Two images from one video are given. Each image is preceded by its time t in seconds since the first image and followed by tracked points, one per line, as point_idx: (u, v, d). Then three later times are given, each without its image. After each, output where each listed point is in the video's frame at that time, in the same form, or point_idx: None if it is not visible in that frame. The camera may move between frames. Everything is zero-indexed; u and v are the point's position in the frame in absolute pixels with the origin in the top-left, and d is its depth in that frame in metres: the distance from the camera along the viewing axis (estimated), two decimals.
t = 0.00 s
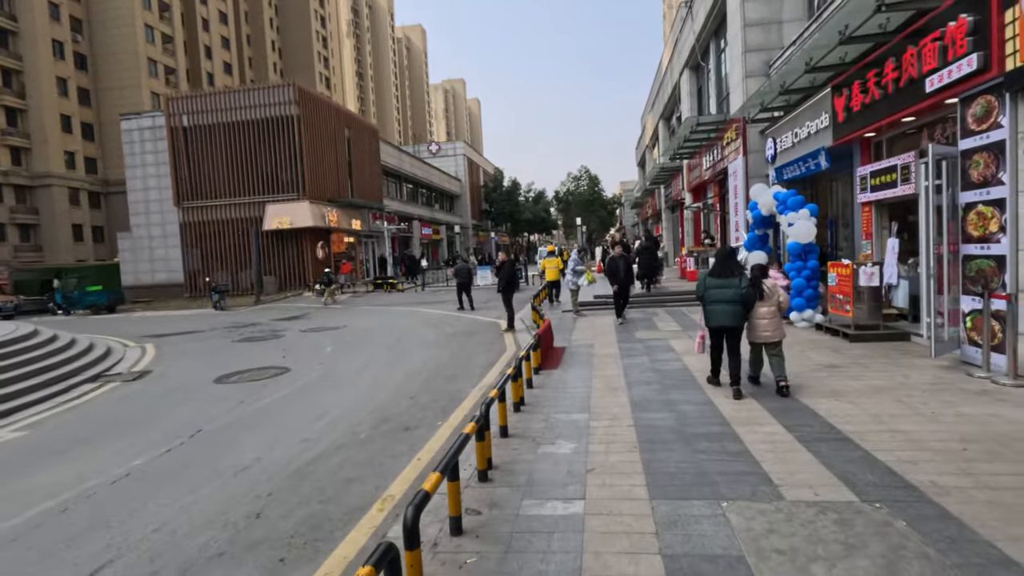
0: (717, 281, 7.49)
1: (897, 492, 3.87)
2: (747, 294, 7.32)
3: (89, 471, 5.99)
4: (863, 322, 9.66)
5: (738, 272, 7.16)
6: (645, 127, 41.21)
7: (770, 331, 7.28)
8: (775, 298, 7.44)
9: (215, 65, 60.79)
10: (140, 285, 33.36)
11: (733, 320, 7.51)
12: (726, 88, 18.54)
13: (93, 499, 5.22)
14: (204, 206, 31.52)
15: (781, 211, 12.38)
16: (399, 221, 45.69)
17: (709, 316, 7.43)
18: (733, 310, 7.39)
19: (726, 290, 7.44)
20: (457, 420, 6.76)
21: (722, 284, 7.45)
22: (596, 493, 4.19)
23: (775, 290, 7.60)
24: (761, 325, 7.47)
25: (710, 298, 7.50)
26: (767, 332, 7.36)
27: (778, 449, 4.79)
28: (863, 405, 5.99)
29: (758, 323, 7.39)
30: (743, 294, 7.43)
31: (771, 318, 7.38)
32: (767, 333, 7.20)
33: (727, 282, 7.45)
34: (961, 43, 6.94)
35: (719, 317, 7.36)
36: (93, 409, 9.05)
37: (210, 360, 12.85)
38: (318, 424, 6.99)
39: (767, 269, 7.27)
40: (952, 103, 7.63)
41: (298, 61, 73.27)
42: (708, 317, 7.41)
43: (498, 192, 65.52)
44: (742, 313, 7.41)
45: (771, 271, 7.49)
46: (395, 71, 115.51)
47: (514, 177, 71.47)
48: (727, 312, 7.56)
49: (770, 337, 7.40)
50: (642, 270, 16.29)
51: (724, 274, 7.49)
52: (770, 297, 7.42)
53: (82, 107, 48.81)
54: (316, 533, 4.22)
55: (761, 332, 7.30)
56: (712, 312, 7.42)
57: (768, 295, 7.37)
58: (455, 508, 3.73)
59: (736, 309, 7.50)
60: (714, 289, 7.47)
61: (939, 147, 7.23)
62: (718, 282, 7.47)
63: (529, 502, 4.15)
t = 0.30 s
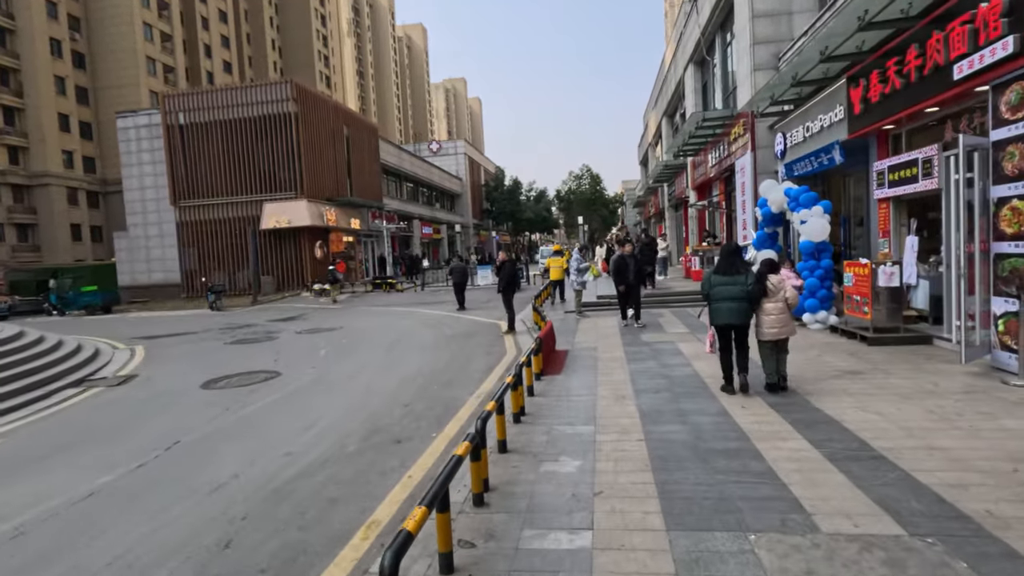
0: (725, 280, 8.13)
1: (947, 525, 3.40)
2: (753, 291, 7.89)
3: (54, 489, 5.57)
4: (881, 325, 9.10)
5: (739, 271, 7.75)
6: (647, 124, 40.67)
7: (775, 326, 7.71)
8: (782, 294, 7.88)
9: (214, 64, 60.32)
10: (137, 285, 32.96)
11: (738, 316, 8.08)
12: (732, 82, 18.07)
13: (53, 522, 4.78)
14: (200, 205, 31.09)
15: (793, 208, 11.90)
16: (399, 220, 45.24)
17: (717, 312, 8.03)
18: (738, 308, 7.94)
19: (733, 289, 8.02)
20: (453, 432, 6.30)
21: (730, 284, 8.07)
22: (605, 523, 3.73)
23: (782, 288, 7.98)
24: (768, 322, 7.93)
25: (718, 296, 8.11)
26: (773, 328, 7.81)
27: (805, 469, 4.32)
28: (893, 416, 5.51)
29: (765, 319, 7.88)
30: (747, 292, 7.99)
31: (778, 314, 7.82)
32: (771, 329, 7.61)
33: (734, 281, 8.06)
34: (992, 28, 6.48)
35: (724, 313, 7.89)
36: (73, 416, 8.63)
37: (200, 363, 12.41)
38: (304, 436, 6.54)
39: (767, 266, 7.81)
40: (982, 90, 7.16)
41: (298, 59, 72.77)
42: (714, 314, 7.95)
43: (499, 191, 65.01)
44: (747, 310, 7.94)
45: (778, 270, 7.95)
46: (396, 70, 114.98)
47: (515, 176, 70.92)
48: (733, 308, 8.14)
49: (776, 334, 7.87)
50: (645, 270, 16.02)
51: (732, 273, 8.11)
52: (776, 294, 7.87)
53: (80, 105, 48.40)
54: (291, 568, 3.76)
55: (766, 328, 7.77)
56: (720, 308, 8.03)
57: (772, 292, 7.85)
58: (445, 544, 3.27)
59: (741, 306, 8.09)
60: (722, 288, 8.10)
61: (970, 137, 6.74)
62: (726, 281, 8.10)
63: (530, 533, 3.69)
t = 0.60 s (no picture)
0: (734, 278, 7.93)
1: (1009, 560, 2.93)
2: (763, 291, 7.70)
3: (8, 506, 5.10)
4: (898, 326, 8.62)
5: (751, 269, 7.50)
6: (648, 122, 40.17)
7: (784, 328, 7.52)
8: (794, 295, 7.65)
9: (211, 62, 59.79)
10: (130, 285, 32.47)
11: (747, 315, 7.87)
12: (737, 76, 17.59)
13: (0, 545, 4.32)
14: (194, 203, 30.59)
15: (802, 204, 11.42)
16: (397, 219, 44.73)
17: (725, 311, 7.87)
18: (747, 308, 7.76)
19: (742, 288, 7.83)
20: (444, 444, 5.81)
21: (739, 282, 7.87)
22: (613, 554, 3.27)
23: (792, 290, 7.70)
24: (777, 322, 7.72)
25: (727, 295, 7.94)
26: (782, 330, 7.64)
27: (836, 490, 3.85)
28: (925, 426, 5.02)
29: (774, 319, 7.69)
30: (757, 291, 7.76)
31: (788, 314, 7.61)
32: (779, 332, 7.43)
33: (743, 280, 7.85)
34: None
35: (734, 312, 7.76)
36: (45, 422, 8.16)
37: (185, 365, 11.92)
38: (284, 447, 6.05)
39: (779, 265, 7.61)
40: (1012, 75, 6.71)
41: (296, 58, 72.21)
42: (723, 314, 7.77)
43: (498, 190, 64.52)
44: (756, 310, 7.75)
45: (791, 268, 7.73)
46: (395, 68, 114.41)
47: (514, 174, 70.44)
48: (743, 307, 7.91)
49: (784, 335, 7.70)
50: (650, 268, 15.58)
51: (743, 271, 7.91)
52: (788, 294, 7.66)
53: (75, 103, 47.85)
54: None
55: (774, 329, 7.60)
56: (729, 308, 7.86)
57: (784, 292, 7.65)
58: None
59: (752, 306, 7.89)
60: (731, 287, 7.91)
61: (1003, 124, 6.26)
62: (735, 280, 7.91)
63: (527, 567, 3.22)
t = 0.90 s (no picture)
0: (747, 277, 7.67)
1: None
2: (778, 289, 7.45)
3: None
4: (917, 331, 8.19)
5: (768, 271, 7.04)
6: (648, 121, 39.78)
7: (799, 328, 7.33)
8: (811, 294, 7.39)
9: (208, 60, 59.19)
10: (123, 286, 31.99)
11: (766, 318, 7.43)
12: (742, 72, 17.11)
13: None
14: (187, 203, 30.07)
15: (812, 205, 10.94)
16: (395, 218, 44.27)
17: (738, 311, 7.59)
18: (761, 307, 7.48)
19: (756, 287, 7.57)
20: (438, 464, 5.36)
21: (753, 280, 7.60)
22: None
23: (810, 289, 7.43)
24: (793, 323, 7.39)
25: (739, 295, 7.66)
26: (797, 329, 7.41)
27: (878, 526, 3.41)
28: (965, 445, 4.58)
29: (788, 319, 7.49)
30: (774, 293, 7.45)
31: (804, 313, 7.39)
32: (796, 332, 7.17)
33: (758, 279, 7.59)
34: None
35: (748, 315, 7.53)
36: (17, 434, 7.71)
37: (170, 371, 11.46)
38: (266, 466, 5.60)
39: (796, 262, 7.40)
40: None
41: (293, 56, 71.62)
42: (736, 314, 7.58)
43: (497, 189, 64.15)
44: (770, 310, 7.48)
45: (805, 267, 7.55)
46: (393, 68, 113.85)
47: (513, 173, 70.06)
48: (757, 310, 7.49)
49: (800, 335, 7.46)
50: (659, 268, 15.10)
51: (755, 269, 7.67)
52: (805, 292, 7.44)
53: (69, 101, 47.23)
54: None
55: (790, 329, 7.37)
56: (741, 308, 7.58)
57: (801, 290, 7.43)
58: None
59: (768, 307, 7.50)
60: (744, 286, 7.66)
61: None
62: (748, 278, 7.65)
63: None
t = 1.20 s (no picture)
0: (762, 274, 7.21)
1: None
2: (796, 287, 6.97)
3: None
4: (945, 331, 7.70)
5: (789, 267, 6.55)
6: (649, 117, 39.28)
7: (818, 327, 6.91)
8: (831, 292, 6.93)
9: (204, 58, 58.59)
10: (117, 285, 31.47)
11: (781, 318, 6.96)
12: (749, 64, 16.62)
13: None
14: (181, 201, 29.52)
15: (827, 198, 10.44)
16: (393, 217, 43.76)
17: (753, 308, 7.16)
18: (776, 305, 7.02)
19: (771, 284, 7.11)
20: (436, 479, 4.86)
21: (768, 277, 7.15)
22: None
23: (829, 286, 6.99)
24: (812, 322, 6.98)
25: (754, 292, 7.20)
26: (816, 328, 6.97)
27: (948, 561, 2.91)
28: None
29: (804, 318, 7.02)
30: (790, 290, 6.96)
31: (822, 311, 6.95)
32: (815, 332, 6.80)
33: (772, 276, 7.12)
34: None
35: (764, 315, 7.08)
36: None
37: (156, 374, 10.97)
38: (245, 480, 5.09)
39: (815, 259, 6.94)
40: None
41: (291, 54, 71.03)
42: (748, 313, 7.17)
43: (496, 188, 63.72)
44: (786, 307, 7.01)
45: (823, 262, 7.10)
46: (391, 66, 113.33)
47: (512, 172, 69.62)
48: (772, 309, 7.01)
49: (818, 335, 7.02)
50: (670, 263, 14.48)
51: (770, 266, 7.20)
52: (823, 290, 7.00)
53: (63, 99, 46.56)
54: None
55: (808, 328, 6.93)
56: (755, 306, 7.14)
57: (819, 287, 6.98)
58: None
59: (784, 305, 7.01)
60: (758, 283, 7.20)
61: None
62: (763, 276, 7.19)
63: None
